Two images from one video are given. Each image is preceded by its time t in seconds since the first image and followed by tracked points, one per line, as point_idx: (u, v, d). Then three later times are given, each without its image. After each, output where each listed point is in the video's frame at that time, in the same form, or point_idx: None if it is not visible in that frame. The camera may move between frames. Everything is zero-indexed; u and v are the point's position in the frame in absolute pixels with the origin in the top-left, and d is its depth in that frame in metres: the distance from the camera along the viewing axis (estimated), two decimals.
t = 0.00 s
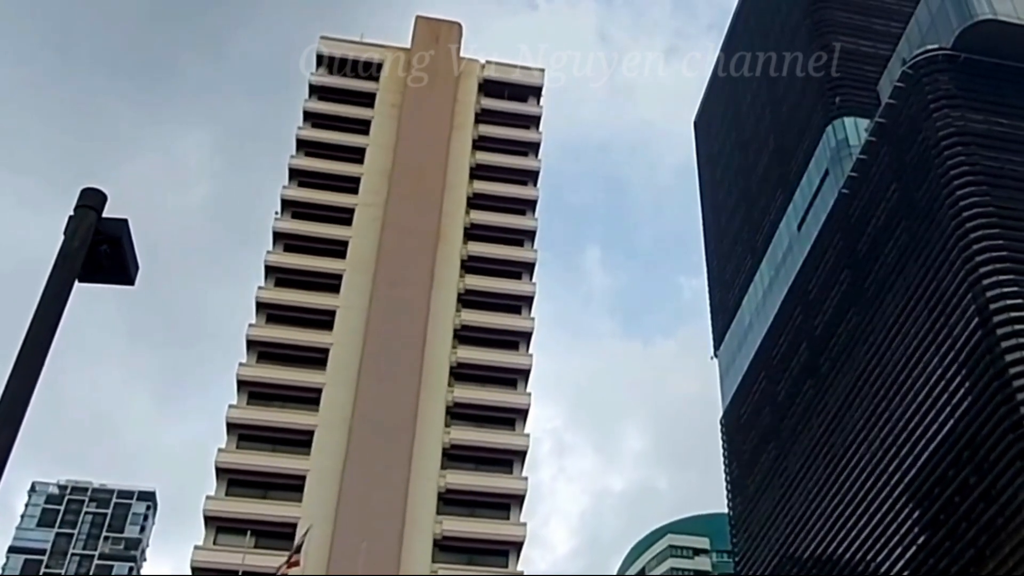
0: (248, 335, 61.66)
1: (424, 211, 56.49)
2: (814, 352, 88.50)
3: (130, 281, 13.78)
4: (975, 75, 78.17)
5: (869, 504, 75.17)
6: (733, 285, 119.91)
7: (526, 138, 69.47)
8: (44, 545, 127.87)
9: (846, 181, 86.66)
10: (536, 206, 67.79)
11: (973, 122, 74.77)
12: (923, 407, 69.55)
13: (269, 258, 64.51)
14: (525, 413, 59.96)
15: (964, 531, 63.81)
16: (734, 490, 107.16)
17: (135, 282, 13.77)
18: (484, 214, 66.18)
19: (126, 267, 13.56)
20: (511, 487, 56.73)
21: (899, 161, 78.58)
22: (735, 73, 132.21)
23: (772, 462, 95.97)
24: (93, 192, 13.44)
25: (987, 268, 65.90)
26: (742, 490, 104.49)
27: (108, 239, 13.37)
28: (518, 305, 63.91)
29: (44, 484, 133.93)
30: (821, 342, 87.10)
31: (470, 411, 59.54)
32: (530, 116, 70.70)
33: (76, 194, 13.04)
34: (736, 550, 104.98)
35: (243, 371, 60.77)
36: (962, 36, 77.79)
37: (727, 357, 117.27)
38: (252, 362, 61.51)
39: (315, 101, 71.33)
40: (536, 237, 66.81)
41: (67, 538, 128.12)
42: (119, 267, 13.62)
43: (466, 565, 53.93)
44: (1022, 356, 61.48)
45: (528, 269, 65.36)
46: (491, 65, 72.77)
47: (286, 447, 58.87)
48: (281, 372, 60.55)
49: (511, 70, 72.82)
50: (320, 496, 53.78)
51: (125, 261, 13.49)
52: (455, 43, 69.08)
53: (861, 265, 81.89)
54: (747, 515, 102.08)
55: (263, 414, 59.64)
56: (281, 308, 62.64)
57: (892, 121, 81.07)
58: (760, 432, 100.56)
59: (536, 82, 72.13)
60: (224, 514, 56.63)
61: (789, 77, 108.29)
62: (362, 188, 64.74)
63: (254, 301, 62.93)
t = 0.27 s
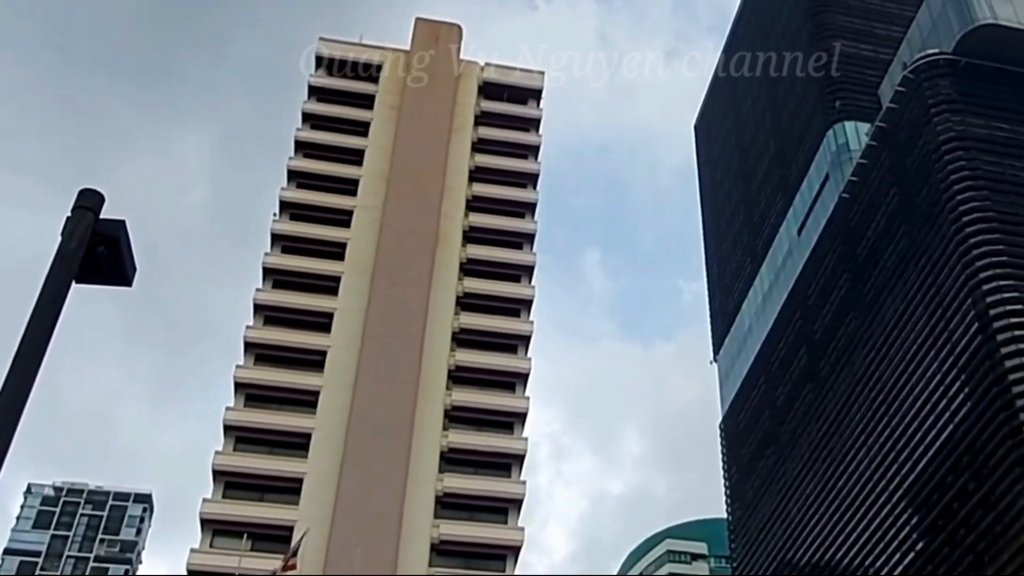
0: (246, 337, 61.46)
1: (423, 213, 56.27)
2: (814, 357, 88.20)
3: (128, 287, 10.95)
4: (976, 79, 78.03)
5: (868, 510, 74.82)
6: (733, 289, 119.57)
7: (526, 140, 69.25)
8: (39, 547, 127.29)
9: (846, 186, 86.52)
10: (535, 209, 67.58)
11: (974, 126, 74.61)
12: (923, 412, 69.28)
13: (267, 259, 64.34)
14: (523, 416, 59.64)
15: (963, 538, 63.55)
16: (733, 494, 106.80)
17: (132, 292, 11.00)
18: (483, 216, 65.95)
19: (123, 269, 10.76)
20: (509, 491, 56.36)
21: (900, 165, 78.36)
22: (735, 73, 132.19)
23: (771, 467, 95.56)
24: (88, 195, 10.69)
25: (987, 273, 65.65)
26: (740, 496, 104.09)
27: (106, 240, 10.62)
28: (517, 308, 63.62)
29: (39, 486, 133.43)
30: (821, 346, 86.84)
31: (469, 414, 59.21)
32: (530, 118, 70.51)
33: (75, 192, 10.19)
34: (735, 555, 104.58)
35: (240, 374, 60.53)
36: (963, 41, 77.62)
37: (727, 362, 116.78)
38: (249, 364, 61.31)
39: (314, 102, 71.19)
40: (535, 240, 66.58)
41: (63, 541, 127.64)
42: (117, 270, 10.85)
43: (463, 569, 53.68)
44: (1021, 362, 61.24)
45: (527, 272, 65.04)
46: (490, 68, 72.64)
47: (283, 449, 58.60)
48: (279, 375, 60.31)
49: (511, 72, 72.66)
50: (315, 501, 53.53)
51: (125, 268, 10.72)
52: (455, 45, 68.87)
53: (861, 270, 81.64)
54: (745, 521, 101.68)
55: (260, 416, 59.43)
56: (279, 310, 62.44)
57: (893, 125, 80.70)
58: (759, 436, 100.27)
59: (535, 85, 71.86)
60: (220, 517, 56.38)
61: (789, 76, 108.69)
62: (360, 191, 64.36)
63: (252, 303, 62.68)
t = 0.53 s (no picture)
0: (243, 340, 61.25)
1: (423, 216, 56.07)
2: (814, 362, 87.98)
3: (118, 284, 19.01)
4: (977, 84, 77.91)
5: (868, 516, 74.57)
6: (733, 293, 119.30)
7: (525, 144, 69.02)
8: (35, 550, 126.69)
9: (846, 191, 86.40)
10: (534, 212, 67.34)
11: (975, 131, 74.43)
12: (923, 418, 69.02)
13: (265, 262, 64.12)
14: (521, 420, 59.23)
15: (963, 545, 63.29)
16: (732, 501, 106.46)
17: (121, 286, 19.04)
18: (482, 220, 65.72)
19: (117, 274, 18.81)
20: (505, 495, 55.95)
21: (900, 171, 78.17)
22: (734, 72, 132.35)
23: (771, 473, 95.30)
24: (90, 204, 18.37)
25: (988, 279, 65.44)
26: (739, 502, 103.85)
27: (102, 244, 18.33)
28: (514, 311, 63.30)
29: (35, 489, 133.05)
30: (821, 351, 86.62)
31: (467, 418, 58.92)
32: (529, 121, 70.33)
33: (76, 202, 17.75)
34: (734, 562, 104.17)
35: (237, 377, 60.30)
36: (964, 46, 77.54)
37: (727, 367, 116.40)
38: (247, 367, 61.08)
39: (313, 104, 71.03)
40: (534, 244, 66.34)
41: (58, 544, 127.23)
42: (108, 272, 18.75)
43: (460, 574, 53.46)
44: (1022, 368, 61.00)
45: (526, 276, 64.71)
46: (489, 71, 72.51)
47: (280, 453, 58.26)
48: (276, 378, 60.06)
49: (510, 76, 72.52)
50: (312, 505, 53.33)
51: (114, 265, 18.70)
52: (454, 48, 68.70)
53: (862, 276, 81.42)
54: (744, 527, 101.40)
55: (257, 420, 59.18)
56: (276, 313, 62.22)
57: (892, 130, 80.51)
58: (759, 443, 99.98)
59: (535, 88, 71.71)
60: (216, 520, 56.10)
61: (789, 75, 109.32)
62: (358, 194, 64.09)
63: (249, 306, 62.45)
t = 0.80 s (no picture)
0: (241, 345, 61.00)
1: (422, 221, 55.92)
2: (814, 370, 87.69)
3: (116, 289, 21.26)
4: (979, 91, 77.70)
5: (868, 525, 74.27)
6: (732, 299, 118.97)
7: (525, 149, 68.80)
8: (30, 556, 125.90)
9: (846, 197, 86.21)
10: (534, 218, 67.11)
11: (977, 138, 74.22)
12: (924, 426, 68.72)
13: (263, 268, 63.92)
14: (520, 427, 59.01)
15: (963, 554, 63.00)
16: (732, 508, 106.02)
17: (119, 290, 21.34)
18: (481, 226, 65.50)
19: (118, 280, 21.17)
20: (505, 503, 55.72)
21: (902, 177, 77.91)
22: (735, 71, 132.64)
23: (771, 480, 94.97)
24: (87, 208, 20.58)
25: (990, 286, 65.16)
26: (739, 509, 103.53)
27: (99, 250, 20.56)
28: (514, 318, 63.07)
29: (31, 495, 132.62)
30: (822, 358, 86.34)
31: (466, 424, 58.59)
32: (529, 127, 70.14)
33: (76, 209, 20.02)
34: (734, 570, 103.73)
35: (235, 383, 60.05)
36: (965, 53, 77.26)
37: (727, 374, 116.08)
38: (244, 373, 60.83)
39: (312, 109, 70.87)
40: (534, 250, 66.12)
41: (54, 550, 126.68)
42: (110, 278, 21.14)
43: None
44: None
45: (525, 282, 64.45)
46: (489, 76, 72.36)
47: (278, 459, 57.92)
48: (274, 384, 59.79)
49: (510, 81, 72.37)
50: (309, 511, 53.03)
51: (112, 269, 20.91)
52: (454, 53, 68.58)
53: (862, 282, 81.13)
54: (744, 535, 101.08)
55: (255, 425, 58.90)
56: (275, 319, 61.98)
57: (894, 137, 80.26)
58: (759, 450, 99.61)
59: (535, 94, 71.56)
60: (213, 527, 55.79)
61: (789, 76, 109.75)
62: (357, 199, 63.90)
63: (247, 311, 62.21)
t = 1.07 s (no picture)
0: (238, 350, 60.82)
1: (421, 223, 55.64)
2: (814, 374, 87.42)
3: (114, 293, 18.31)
4: (980, 95, 77.48)
5: (868, 531, 73.99)
6: (733, 303, 118.65)
7: (525, 154, 68.55)
8: (27, 561, 125.08)
9: (846, 202, 86.02)
10: (534, 222, 66.85)
11: (978, 143, 73.97)
12: (925, 431, 68.41)
13: (261, 272, 63.71)
14: (519, 432, 58.78)
15: (964, 560, 62.71)
16: (732, 515, 105.65)
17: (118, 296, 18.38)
18: (481, 230, 65.27)
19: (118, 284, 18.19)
20: (505, 509, 55.49)
21: (903, 181, 77.62)
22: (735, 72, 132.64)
23: (771, 485, 94.69)
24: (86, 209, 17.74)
25: (990, 291, 64.91)
26: (739, 514, 103.27)
27: (97, 253, 17.71)
28: (514, 323, 62.83)
29: (28, 499, 132.11)
30: (822, 363, 86.08)
31: (465, 430, 58.35)
32: (528, 131, 69.89)
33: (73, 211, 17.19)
34: None
35: (233, 387, 59.83)
36: (966, 57, 77.07)
37: (727, 378, 115.83)
38: (242, 377, 60.63)
39: (311, 112, 70.68)
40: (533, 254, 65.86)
41: (50, 555, 125.84)
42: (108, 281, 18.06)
43: None
44: None
45: (524, 287, 64.21)
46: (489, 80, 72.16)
47: (276, 464, 57.63)
48: (271, 388, 59.59)
49: (510, 85, 72.20)
50: (307, 517, 52.79)
51: (112, 272, 17.96)
52: (453, 56, 68.41)
53: (863, 287, 80.84)
54: (744, 540, 100.81)
55: (253, 430, 58.65)
56: (272, 323, 61.78)
57: (895, 141, 80.02)
58: (759, 455, 99.30)
59: (535, 97, 71.36)
60: (210, 532, 55.58)
61: (789, 76, 109.82)
62: (356, 203, 63.64)
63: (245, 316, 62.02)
